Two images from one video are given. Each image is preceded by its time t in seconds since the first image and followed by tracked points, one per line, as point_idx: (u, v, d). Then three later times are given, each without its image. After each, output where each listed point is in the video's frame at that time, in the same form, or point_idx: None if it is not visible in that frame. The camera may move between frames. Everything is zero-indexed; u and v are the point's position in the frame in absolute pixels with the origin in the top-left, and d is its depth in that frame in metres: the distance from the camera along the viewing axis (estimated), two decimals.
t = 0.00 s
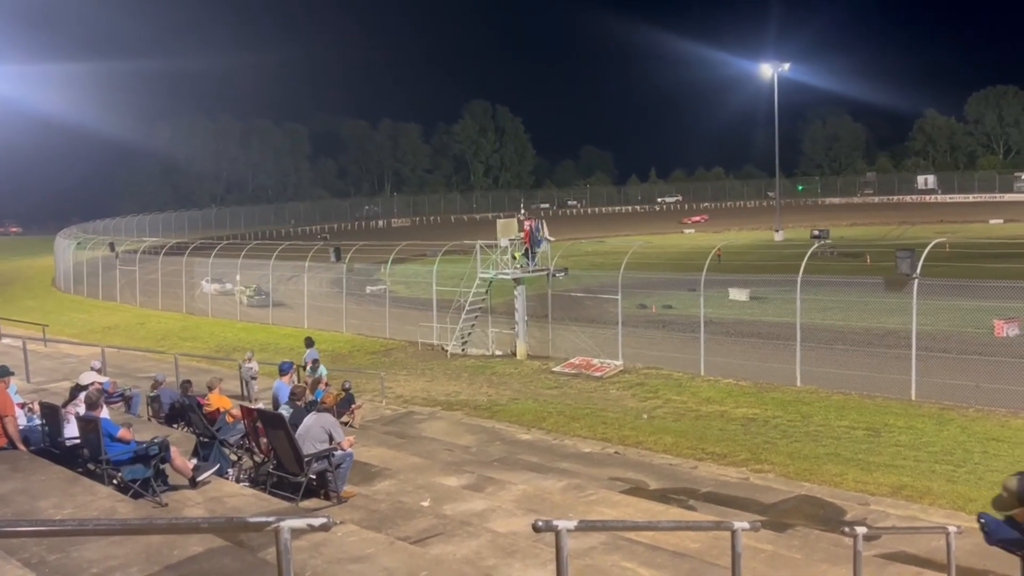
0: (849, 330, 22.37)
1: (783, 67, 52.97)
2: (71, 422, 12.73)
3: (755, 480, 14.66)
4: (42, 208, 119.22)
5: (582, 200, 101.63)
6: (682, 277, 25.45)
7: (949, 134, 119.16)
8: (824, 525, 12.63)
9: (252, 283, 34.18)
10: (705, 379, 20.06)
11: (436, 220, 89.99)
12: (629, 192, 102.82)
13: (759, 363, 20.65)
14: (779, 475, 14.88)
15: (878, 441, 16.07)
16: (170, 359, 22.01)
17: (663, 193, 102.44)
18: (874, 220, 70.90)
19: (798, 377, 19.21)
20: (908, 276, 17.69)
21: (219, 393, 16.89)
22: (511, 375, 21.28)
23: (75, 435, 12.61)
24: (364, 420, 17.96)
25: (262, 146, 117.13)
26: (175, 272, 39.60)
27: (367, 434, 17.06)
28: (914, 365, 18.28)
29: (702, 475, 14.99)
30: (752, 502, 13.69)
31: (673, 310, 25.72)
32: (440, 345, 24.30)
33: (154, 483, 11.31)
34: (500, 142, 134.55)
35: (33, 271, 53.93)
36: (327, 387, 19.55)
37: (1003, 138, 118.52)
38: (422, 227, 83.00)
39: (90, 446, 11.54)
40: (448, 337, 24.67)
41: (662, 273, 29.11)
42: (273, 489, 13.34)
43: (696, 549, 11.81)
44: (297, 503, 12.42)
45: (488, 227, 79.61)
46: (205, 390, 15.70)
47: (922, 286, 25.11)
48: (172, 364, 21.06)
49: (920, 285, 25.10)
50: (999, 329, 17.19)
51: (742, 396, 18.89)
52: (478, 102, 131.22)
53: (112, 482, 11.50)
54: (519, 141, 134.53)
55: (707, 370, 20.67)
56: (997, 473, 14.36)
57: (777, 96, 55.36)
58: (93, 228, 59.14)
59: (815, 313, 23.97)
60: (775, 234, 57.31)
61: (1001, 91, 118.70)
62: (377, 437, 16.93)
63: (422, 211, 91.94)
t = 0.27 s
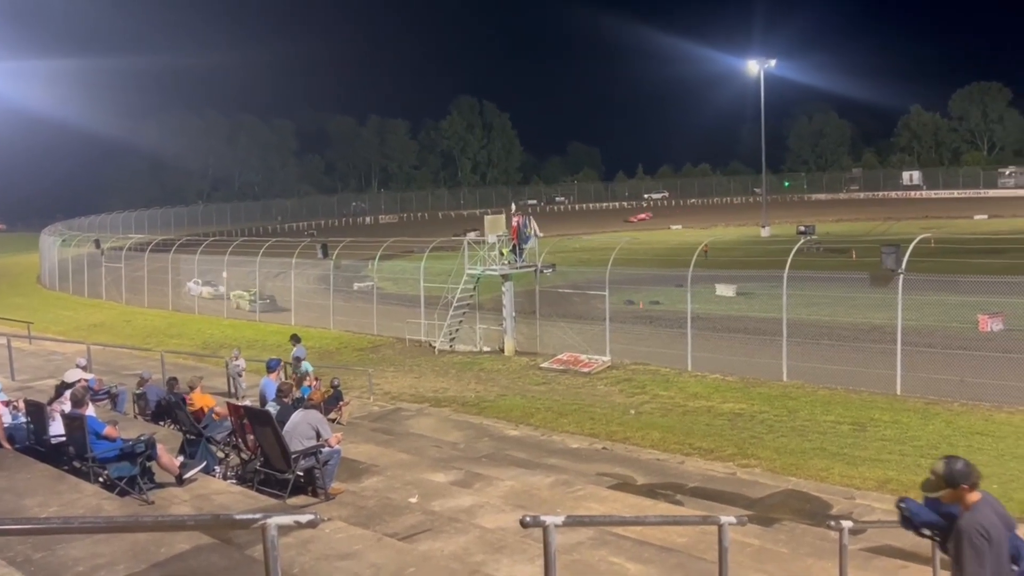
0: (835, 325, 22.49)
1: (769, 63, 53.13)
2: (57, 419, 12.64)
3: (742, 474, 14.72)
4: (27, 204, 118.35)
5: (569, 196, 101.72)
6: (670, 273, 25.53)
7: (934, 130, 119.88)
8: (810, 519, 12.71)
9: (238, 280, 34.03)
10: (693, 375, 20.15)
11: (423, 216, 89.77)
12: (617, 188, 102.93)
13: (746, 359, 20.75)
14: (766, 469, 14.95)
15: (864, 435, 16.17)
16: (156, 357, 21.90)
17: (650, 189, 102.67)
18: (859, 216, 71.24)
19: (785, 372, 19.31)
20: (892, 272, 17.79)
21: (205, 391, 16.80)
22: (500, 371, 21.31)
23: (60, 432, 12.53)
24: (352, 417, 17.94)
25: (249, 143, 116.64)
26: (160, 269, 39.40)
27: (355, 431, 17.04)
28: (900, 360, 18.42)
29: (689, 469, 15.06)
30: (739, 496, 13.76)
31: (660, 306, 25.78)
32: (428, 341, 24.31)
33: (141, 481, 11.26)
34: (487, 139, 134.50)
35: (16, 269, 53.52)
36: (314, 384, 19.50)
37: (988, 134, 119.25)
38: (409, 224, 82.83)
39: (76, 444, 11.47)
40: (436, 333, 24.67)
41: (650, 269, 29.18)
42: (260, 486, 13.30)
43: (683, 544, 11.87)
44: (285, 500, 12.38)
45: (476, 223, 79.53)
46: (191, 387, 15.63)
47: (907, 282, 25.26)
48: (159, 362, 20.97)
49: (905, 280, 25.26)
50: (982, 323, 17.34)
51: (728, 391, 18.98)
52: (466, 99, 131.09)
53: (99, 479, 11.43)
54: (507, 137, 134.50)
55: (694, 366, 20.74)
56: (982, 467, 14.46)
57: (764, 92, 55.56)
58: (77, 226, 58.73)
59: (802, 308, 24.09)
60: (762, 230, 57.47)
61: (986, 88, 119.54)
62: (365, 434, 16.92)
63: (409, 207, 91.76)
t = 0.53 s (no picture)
0: (812, 321, 22.65)
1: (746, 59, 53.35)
2: (31, 419, 12.49)
3: (720, 470, 14.80)
4: None
5: (548, 193, 101.77)
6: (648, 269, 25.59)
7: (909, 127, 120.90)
8: (787, 513, 12.80)
9: (215, 278, 33.73)
10: (671, 370, 20.22)
11: (402, 213, 89.50)
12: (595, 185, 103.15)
13: (724, 355, 20.84)
14: (743, 464, 15.04)
15: (840, 430, 16.30)
16: (131, 355, 21.70)
17: (629, 186, 103.03)
18: (835, 213, 71.79)
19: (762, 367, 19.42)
20: (868, 268, 17.90)
21: (181, 390, 16.68)
22: (479, 368, 21.29)
23: (34, 432, 12.37)
24: (330, 414, 17.87)
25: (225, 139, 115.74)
26: (136, 266, 39.08)
27: (333, 429, 16.97)
28: (876, 355, 18.57)
29: (667, 465, 15.11)
30: (717, 491, 13.83)
31: (639, 302, 25.83)
32: (407, 339, 24.24)
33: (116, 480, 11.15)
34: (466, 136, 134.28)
35: None
36: (291, 381, 19.40)
37: (962, 132, 120.56)
38: (387, 220, 82.56)
39: (50, 444, 11.34)
40: (415, 331, 24.62)
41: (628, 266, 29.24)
42: (237, 485, 13.19)
43: (662, 540, 11.91)
44: (262, 498, 12.29)
45: (454, 220, 79.44)
46: (167, 386, 15.49)
47: (881, 278, 25.47)
48: (134, 360, 20.77)
49: (879, 276, 25.47)
50: (958, 318, 17.50)
51: (706, 387, 19.07)
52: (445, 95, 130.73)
53: (73, 479, 11.31)
54: (486, 134, 134.36)
55: (673, 362, 20.81)
56: (957, 461, 14.62)
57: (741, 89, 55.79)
58: (50, 223, 58.15)
59: (779, 304, 24.25)
60: (738, 227, 57.72)
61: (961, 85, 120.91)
62: (343, 432, 16.85)
63: (388, 204, 91.49)
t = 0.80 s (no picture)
0: (778, 318, 22.90)
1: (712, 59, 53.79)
2: None
3: (687, 466, 14.90)
4: None
5: (517, 190, 101.86)
6: (617, 267, 25.71)
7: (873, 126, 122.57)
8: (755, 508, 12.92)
9: (181, 277, 33.39)
10: (639, 368, 20.33)
11: (370, 211, 89.07)
12: (563, 183, 103.45)
13: (692, 352, 21.00)
14: (711, 460, 15.15)
15: (806, 426, 16.49)
16: (95, 356, 21.37)
17: (596, 184, 103.44)
18: (800, 211, 72.64)
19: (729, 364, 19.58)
20: (832, 266, 18.10)
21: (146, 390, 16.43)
22: (448, 366, 21.26)
23: None
24: (298, 414, 17.73)
25: (190, 136, 114.37)
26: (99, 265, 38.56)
27: (301, 428, 16.84)
28: (841, 351, 18.80)
29: (636, 462, 15.19)
30: (685, 488, 13.93)
31: (607, 300, 25.94)
32: (375, 337, 24.14)
33: (80, 482, 10.94)
34: (434, 133, 134.02)
35: None
36: (259, 381, 19.23)
37: (924, 131, 122.44)
38: (355, 219, 82.18)
39: (12, 446, 11.16)
40: (383, 330, 24.52)
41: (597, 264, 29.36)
42: (204, 486, 13.04)
43: (631, 537, 11.97)
44: (229, 499, 12.15)
45: (422, 218, 79.25)
46: (132, 385, 15.30)
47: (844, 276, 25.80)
48: (97, 360, 20.46)
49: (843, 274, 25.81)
50: (921, 315, 17.77)
51: (674, 384, 19.20)
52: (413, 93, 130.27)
53: (35, 482, 11.08)
54: (454, 132, 134.25)
55: (641, 359, 20.91)
56: (920, 456, 14.85)
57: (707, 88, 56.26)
58: (9, 222, 57.18)
59: (746, 301, 24.50)
60: (704, 225, 58.18)
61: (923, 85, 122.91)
62: (311, 431, 16.73)
63: (356, 202, 91.02)
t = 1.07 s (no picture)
0: (729, 315, 23.20)
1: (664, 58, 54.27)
2: None
3: (640, 462, 15.02)
4: None
5: (470, 188, 101.75)
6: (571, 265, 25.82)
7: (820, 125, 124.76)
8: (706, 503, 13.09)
9: (127, 276, 32.80)
10: (593, 365, 20.43)
11: (321, 210, 88.18)
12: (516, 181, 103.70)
13: (645, 349, 21.20)
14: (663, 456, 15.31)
15: (756, 421, 16.74)
16: (38, 358, 20.85)
17: (548, 183, 103.78)
18: (749, 209, 73.67)
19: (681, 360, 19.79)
20: (781, 263, 18.36)
21: (92, 392, 16.03)
22: (401, 365, 21.16)
23: None
24: (249, 415, 17.50)
25: (136, 134, 112.13)
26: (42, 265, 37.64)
27: (252, 429, 16.63)
28: (790, 347, 19.12)
29: (589, 458, 15.28)
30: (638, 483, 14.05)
31: (561, 298, 26.04)
32: (328, 337, 23.92)
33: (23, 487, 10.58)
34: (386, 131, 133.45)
35: None
36: (208, 382, 18.93)
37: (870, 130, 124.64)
38: (306, 217, 81.30)
39: None
40: (336, 329, 24.31)
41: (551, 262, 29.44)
42: (152, 489, 12.80)
43: (585, 533, 12.04)
44: (178, 502, 11.97)
45: (375, 216, 78.70)
46: (79, 387, 14.99)
47: (792, 273, 26.23)
48: (41, 362, 19.97)
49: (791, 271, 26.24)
50: (867, 311, 18.15)
51: (627, 380, 19.36)
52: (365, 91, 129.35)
53: None
54: (406, 130, 133.87)
55: (594, 357, 21.02)
56: (866, 449, 15.17)
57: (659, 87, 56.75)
58: None
59: (697, 298, 24.79)
60: (656, 224, 58.70)
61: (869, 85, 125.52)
62: (263, 432, 16.53)
63: (307, 200, 90.04)
